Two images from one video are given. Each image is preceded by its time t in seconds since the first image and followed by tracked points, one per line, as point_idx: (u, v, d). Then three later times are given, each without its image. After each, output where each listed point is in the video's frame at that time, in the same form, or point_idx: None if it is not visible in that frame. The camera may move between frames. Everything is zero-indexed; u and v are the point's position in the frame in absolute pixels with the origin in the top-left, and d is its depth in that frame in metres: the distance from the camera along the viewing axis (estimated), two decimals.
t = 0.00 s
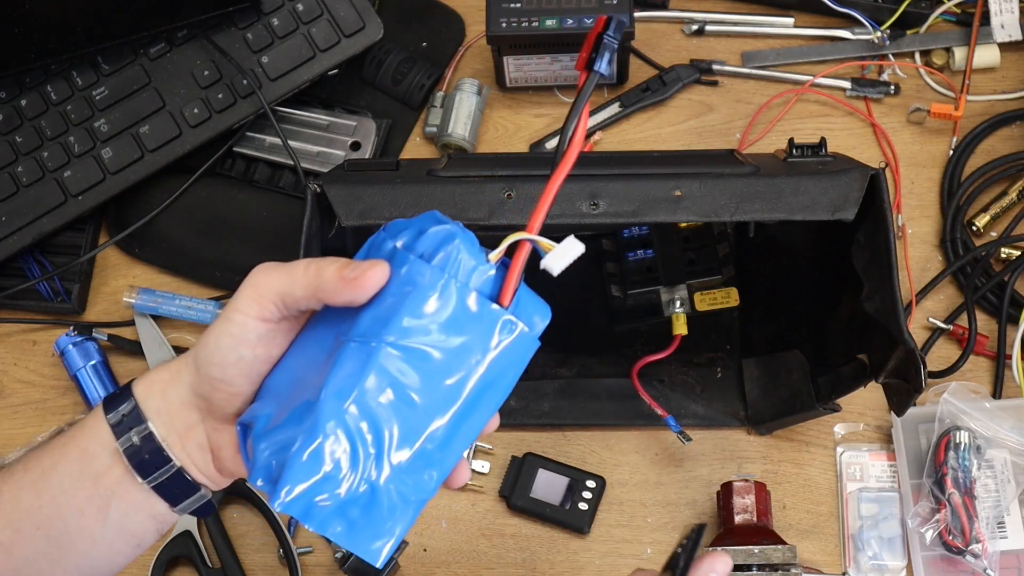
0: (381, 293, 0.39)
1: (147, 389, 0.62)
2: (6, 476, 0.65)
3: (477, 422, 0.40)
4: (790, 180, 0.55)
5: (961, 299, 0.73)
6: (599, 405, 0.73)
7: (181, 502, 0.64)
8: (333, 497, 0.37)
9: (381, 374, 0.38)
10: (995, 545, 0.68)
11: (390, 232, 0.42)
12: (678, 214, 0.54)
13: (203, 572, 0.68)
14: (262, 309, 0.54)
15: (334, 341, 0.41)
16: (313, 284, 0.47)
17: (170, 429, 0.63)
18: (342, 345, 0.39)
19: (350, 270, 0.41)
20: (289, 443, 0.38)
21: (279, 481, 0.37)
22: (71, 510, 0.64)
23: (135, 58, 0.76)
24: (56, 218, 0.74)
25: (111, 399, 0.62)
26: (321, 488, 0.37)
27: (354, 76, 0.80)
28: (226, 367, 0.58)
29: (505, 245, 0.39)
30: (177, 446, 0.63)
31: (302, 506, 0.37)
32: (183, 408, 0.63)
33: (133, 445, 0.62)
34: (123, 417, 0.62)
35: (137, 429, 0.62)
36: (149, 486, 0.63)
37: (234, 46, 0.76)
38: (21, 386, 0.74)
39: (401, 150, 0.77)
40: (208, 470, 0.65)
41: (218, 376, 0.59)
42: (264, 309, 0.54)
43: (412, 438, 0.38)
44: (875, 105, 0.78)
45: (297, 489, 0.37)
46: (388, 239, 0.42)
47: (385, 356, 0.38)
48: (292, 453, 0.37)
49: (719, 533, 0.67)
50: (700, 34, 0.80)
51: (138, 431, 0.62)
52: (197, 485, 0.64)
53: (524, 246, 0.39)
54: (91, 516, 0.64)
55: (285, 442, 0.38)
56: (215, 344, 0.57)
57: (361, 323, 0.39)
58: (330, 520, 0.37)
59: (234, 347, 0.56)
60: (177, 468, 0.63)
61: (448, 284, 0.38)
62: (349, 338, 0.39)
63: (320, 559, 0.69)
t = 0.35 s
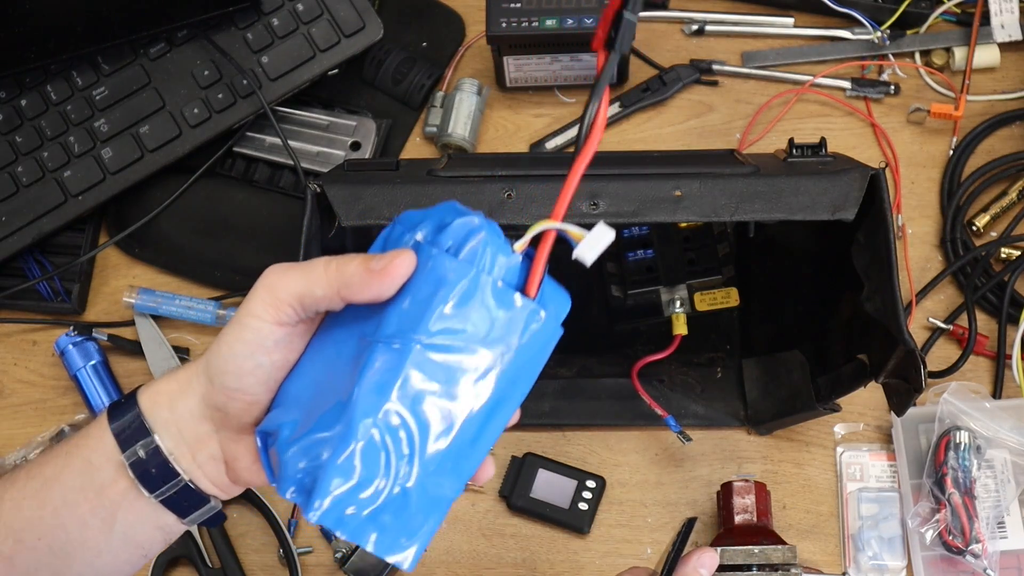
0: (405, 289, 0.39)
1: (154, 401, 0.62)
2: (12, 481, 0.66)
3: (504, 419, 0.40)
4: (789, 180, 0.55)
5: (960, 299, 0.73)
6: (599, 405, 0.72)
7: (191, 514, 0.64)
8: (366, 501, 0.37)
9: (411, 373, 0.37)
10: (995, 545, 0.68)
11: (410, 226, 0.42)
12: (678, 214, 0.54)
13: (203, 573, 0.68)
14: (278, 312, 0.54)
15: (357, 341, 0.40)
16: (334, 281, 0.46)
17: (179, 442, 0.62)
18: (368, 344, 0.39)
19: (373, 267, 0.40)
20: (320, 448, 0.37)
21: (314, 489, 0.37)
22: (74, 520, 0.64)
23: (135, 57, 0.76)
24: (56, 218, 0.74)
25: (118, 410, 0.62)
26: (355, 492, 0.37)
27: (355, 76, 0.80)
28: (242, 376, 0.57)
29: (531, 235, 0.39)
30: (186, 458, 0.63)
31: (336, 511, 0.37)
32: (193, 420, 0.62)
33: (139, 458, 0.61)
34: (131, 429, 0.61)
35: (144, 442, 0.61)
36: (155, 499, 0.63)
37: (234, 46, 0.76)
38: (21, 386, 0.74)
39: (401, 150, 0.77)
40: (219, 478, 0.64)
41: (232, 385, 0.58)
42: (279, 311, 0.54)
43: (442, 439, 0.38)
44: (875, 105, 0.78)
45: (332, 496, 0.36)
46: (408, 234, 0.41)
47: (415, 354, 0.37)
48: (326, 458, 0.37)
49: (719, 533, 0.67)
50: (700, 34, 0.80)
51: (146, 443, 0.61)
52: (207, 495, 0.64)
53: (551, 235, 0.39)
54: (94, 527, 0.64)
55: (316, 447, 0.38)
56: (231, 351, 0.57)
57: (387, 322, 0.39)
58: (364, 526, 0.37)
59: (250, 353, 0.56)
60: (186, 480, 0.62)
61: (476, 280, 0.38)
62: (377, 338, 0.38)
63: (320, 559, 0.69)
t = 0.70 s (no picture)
0: (445, 291, 0.39)
1: (187, 405, 0.61)
2: (40, 480, 0.64)
3: (541, 419, 0.40)
4: (789, 180, 0.55)
5: (960, 299, 0.73)
6: (599, 405, 0.73)
7: (223, 518, 0.63)
8: (406, 504, 0.37)
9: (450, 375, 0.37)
10: (995, 545, 0.68)
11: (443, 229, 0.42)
12: (678, 214, 0.54)
13: (203, 573, 0.68)
14: (314, 314, 0.53)
15: (395, 343, 0.40)
16: (371, 280, 0.46)
17: (211, 447, 0.61)
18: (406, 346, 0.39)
19: (409, 268, 0.40)
20: (361, 453, 0.38)
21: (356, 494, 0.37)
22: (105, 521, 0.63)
23: (136, 57, 0.76)
24: (56, 219, 0.74)
25: (150, 413, 0.61)
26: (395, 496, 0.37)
27: (355, 76, 0.80)
28: (278, 379, 0.57)
29: (569, 235, 0.40)
30: (219, 464, 0.62)
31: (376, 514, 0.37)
32: (227, 425, 0.61)
33: (171, 462, 0.60)
34: (164, 431, 0.60)
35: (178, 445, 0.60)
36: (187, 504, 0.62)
37: (234, 46, 0.76)
38: (21, 386, 0.74)
39: (401, 150, 0.77)
40: (252, 484, 0.64)
41: (268, 389, 0.58)
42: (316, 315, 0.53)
43: (482, 443, 0.38)
44: (875, 105, 0.78)
45: (374, 502, 0.37)
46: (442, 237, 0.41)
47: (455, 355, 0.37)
48: (367, 464, 0.37)
49: (719, 533, 0.67)
50: (700, 34, 0.80)
51: (179, 447, 0.60)
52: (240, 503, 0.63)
53: (588, 234, 0.40)
54: (124, 530, 0.63)
55: (356, 451, 0.38)
56: (265, 355, 0.56)
57: (426, 325, 0.39)
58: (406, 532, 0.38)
59: (284, 357, 0.56)
60: (218, 487, 0.61)
61: (516, 280, 0.38)
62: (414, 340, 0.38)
63: (320, 559, 0.69)
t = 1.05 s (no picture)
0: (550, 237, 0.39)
1: (270, 318, 0.53)
2: (106, 402, 0.55)
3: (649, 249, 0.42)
4: (789, 180, 0.55)
5: (960, 299, 0.73)
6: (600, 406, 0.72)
7: (310, 432, 0.58)
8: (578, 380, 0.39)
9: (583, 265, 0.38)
10: (995, 545, 0.68)
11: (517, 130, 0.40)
12: (679, 214, 0.54)
13: (203, 572, 0.68)
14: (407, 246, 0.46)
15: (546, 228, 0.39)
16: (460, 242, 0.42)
17: (297, 363, 0.54)
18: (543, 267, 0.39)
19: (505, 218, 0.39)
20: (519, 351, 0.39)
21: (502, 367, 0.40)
22: (185, 447, 0.54)
23: (136, 57, 0.76)
24: (56, 219, 0.74)
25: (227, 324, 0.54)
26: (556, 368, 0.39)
27: (355, 76, 0.80)
28: (368, 305, 0.52)
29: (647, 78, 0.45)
30: (308, 377, 0.55)
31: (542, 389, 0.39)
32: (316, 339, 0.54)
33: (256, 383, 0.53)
34: (235, 346, 0.53)
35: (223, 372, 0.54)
36: (272, 421, 0.55)
37: (234, 46, 0.76)
38: (21, 386, 0.74)
39: (401, 150, 0.77)
40: (342, 397, 0.58)
41: (357, 309, 0.52)
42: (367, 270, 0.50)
43: (616, 278, 0.39)
44: (875, 105, 0.78)
45: (572, 369, 0.39)
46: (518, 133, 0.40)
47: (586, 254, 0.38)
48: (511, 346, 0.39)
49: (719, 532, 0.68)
50: (700, 34, 0.80)
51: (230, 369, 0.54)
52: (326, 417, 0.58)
53: (660, 74, 0.45)
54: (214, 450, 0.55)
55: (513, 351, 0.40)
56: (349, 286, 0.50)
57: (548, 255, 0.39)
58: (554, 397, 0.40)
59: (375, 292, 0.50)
60: (303, 404, 0.55)
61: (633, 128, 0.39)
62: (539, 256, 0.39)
63: (320, 558, 0.69)
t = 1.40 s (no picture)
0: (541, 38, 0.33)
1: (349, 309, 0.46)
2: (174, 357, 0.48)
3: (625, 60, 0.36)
4: (789, 180, 0.55)
5: (960, 299, 0.73)
6: (598, 405, 0.72)
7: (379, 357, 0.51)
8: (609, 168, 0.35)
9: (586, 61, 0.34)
10: (995, 545, 0.68)
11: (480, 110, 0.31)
12: (678, 214, 0.54)
13: (203, 572, 0.68)
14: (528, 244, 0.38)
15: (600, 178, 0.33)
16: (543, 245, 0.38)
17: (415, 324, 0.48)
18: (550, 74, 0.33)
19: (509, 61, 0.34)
20: (551, 151, 0.31)
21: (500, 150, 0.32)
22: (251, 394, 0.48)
23: (135, 58, 0.76)
24: (56, 219, 0.74)
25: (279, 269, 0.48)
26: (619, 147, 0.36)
27: (355, 76, 0.80)
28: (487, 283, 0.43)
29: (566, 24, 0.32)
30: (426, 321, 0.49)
31: (618, 197, 0.33)
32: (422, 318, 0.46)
33: (308, 326, 0.47)
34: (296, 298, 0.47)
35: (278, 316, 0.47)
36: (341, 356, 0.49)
37: (234, 46, 0.76)
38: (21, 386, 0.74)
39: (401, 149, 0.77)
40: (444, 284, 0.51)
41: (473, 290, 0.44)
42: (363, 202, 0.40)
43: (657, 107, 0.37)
44: (875, 105, 0.78)
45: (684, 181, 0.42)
46: None
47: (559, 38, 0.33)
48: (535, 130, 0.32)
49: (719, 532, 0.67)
50: (700, 34, 0.80)
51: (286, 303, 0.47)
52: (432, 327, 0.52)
53: None
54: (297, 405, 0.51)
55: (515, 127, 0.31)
56: (392, 218, 0.39)
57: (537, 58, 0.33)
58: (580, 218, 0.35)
59: (417, 220, 0.38)
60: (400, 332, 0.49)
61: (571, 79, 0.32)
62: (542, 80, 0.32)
63: (321, 558, 0.69)
